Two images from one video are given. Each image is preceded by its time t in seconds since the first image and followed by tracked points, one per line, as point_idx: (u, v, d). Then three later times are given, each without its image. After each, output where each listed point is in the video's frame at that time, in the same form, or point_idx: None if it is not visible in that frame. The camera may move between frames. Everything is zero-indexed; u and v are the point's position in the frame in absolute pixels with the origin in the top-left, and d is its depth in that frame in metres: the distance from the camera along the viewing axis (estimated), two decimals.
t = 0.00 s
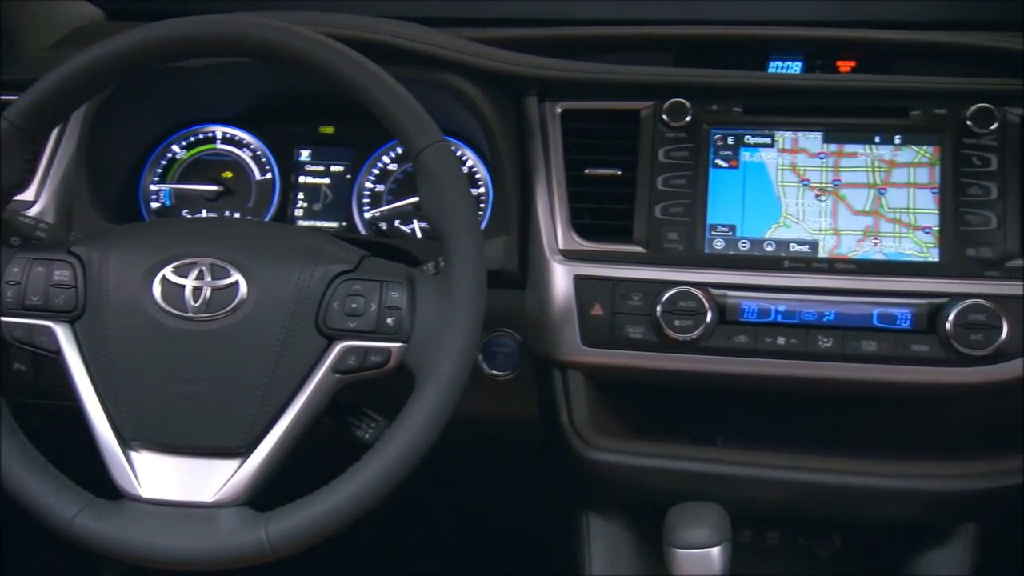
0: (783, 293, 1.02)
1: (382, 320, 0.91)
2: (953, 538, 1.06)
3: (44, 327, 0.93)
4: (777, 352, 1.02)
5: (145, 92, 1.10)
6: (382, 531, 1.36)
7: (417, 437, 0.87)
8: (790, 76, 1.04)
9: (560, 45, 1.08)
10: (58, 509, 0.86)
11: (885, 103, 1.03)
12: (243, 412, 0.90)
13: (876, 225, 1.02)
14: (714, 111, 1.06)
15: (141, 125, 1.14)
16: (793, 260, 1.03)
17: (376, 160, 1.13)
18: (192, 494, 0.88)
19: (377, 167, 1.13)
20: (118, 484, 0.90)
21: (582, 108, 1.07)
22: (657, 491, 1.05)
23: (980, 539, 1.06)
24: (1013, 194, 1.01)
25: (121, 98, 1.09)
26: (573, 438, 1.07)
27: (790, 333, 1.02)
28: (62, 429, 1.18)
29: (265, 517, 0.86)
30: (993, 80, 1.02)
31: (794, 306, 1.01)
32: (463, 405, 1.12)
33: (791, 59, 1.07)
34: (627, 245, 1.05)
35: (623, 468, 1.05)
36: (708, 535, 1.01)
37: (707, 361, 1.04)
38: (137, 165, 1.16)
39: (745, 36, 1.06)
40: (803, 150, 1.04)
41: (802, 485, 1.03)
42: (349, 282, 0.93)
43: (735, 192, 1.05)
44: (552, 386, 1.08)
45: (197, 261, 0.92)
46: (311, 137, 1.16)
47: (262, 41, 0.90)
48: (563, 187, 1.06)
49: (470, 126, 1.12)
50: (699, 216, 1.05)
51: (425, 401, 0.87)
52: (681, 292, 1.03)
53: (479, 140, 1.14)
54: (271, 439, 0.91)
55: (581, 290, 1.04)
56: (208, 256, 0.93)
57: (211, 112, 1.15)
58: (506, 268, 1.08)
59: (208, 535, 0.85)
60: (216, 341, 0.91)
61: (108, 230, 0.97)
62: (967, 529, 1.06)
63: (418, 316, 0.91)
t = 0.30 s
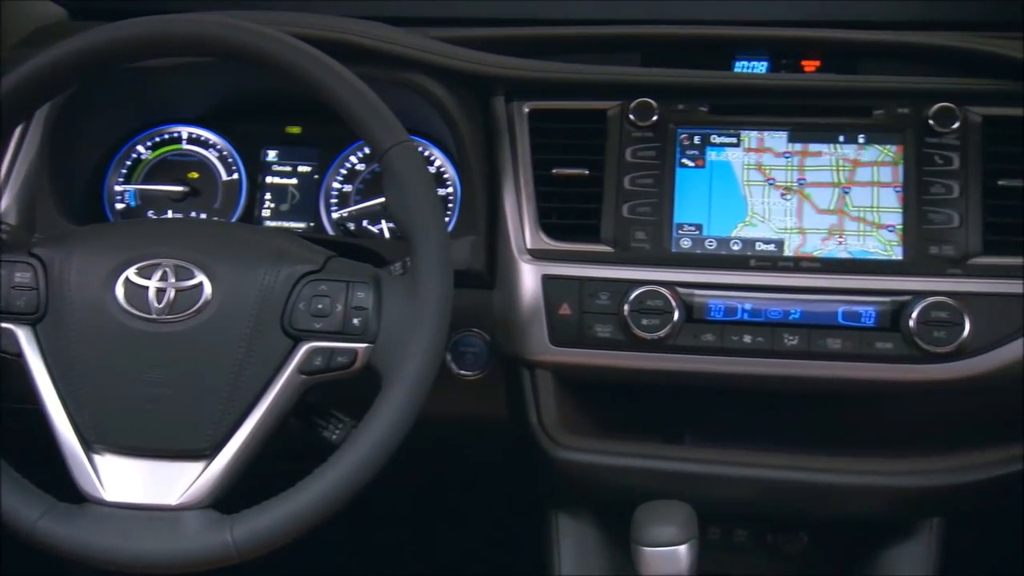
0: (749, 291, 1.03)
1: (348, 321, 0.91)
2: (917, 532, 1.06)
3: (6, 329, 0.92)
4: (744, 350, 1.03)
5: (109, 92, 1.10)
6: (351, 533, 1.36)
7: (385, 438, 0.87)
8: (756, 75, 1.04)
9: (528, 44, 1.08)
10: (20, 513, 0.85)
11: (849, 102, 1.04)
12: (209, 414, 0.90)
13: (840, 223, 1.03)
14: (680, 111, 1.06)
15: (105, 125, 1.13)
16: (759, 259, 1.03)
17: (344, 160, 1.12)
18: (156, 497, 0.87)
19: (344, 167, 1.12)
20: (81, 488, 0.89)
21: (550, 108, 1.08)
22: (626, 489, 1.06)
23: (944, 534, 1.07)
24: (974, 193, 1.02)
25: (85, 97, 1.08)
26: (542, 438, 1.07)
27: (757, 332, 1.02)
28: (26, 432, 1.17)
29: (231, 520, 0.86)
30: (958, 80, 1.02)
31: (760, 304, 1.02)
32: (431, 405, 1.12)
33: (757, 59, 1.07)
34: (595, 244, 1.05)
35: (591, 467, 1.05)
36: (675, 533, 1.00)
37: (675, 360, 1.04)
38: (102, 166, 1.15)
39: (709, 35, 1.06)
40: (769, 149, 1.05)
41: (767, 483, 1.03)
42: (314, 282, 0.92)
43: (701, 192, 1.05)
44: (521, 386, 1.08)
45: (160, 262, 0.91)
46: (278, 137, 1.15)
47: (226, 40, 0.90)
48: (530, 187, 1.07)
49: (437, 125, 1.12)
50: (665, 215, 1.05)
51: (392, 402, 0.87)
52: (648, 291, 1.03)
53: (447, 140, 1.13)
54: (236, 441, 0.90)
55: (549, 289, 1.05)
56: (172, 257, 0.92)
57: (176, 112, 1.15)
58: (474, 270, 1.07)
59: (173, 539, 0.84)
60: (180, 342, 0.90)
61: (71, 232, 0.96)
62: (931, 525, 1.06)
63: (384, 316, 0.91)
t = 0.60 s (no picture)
0: (715, 290, 1.03)
1: (313, 322, 0.91)
2: (882, 525, 1.06)
3: None
4: (711, 349, 1.03)
5: (73, 91, 1.09)
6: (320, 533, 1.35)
7: (350, 439, 0.86)
8: (721, 74, 1.05)
9: (495, 44, 1.09)
10: None
11: (813, 101, 1.05)
12: (173, 416, 0.89)
13: (805, 222, 1.04)
14: (646, 110, 1.07)
15: (68, 125, 1.12)
16: (725, 258, 1.04)
17: (311, 160, 1.12)
18: (119, 500, 0.87)
19: (311, 167, 1.12)
20: (42, 491, 0.88)
21: (517, 108, 1.08)
22: (595, 488, 1.05)
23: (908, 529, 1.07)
24: (936, 191, 1.03)
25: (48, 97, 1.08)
26: (510, 436, 1.07)
27: (723, 330, 1.03)
28: None
29: (196, 522, 0.85)
30: (921, 80, 1.03)
31: (726, 303, 1.02)
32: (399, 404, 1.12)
33: (723, 59, 1.07)
34: (562, 244, 1.06)
35: (558, 466, 1.04)
36: (641, 531, 0.99)
37: (642, 359, 1.04)
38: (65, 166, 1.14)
39: (675, 35, 1.06)
40: (734, 148, 1.06)
41: (733, 480, 1.03)
42: (279, 283, 0.92)
43: (668, 191, 1.06)
44: (489, 385, 1.08)
45: (123, 263, 0.91)
46: (244, 137, 1.15)
47: (189, 40, 0.89)
48: (498, 187, 1.07)
49: (404, 125, 1.11)
50: (632, 214, 1.06)
51: (357, 403, 0.87)
52: (615, 290, 1.03)
53: (414, 140, 1.13)
54: (201, 442, 0.90)
55: (517, 289, 1.05)
56: (135, 258, 0.92)
57: (141, 112, 1.14)
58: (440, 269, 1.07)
59: (137, 542, 0.84)
60: (143, 344, 0.89)
61: (32, 233, 0.95)
62: (896, 521, 1.06)
63: (350, 317, 0.91)
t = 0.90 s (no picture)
0: (683, 289, 1.03)
1: (279, 322, 0.90)
2: (849, 522, 1.07)
3: None
4: (679, 347, 1.03)
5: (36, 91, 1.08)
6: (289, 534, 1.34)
7: (316, 441, 0.86)
8: (688, 75, 1.05)
9: (463, 44, 1.09)
10: None
11: (779, 101, 1.05)
12: (138, 418, 0.89)
13: (771, 221, 1.04)
14: (614, 110, 1.07)
15: (32, 126, 1.11)
16: (693, 257, 1.04)
17: (279, 161, 1.11)
18: (82, 503, 0.86)
19: (279, 167, 1.11)
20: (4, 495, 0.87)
21: (485, 107, 1.08)
22: (566, 489, 1.04)
23: (873, 524, 1.07)
24: (900, 189, 1.03)
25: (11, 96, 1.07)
26: (479, 437, 1.06)
27: (691, 329, 1.03)
28: None
29: (161, 525, 0.84)
30: (885, 81, 1.04)
31: (694, 302, 1.03)
32: (368, 404, 1.12)
33: (691, 59, 1.08)
34: (531, 244, 1.06)
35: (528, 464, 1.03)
36: (609, 530, 0.99)
37: (611, 359, 1.04)
38: (29, 167, 1.13)
39: (643, 36, 1.07)
40: (701, 148, 1.06)
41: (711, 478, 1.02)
42: (244, 284, 0.91)
43: (636, 191, 1.06)
44: (458, 386, 1.07)
45: (86, 265, 0.90)
46: (211, 137, 1.14)
47: (155, 40, 0.89)
48: (465, 187, 1.07)
49: (371, 125, 1.11)
50: (600, 213, 1.06)
51: (323, 405, 0.86)
52: (584, 290, 1.03)
53: (381, 139, 1.12)
54: (167, 443, 0.89)
55: (485, 289, 1.05)
56: (98, 259, 0.91)
57: (106, 112, 1.13)
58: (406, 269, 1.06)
59: (102, 545, 0.84)
60: (106, 346, 0.89)
61: None
62: (863, 516, 1.06)
63: (316, 318, 0.90)
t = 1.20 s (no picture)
0: (650, 288, 1.03)
1: (243, 323, 0.90)
2: (814, 519, 1.07)
3: None
4: (645, 346, 1.03)
5: None
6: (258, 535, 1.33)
7: (280, 443, 0.85)
8: (654, 75, 1.06)
9: (429, 44, 1.09)
10: None
11: (743, 100, 1.06)
12: (99, 421, 0.88)
13: (737, 220, 1.05)
14: (579, 109, 1.07)
15: None
16: (659, 256, 1.04)
17: (244, 161, 1.10)
18: (43, 507, 0.85)
19: (245, 167, 1.10)
20: None
21: (451, 107, 1.08)
22: (533, 489, 1.04)
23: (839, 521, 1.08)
24: (863, 188, 1.04)
25: None
26: (446, 436, 1.06)
27: (658, 327, 1.03)
28: None
29: (123, 528, 0.83)
30: (849, 81, 1.05)
31: (661, 301, 1.03)
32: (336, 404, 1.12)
33: (657, 59, 1.08)
34: (499, 244, 1.06)
35: (495, 465, 1.03)
36: (581, 529, 1.00)
37: (578, 359, 1.04)
38: None
39: (609, 35, 1.07)
40: (667, 147, 1.06)
41: (675, 475, 1.02)
42: (207, 286, 0.91)
43: (602, 190, 1.06)
44: (426, 385, 1.07)
45: (46, 266, 0.89)
46: (175, 138, 1.13)
47: (116, 39, 0.88)
48: (432, 186, 1.07)
49: (337, 125, 1.11)
50: (567, 213, 1.06)
51: (287, 406, 0.86)
52: (551, 289, 1.03)
53: (347, 139, 1.12)
54: (129, 447, 0.88)
55: (452, 289, 1.05)
56: (59, 261, 0.90)
57: (68, 112, 1.12)
58: (372, 270, 1.06)
59: (63, 550, 0.83)
60: (67, 348, 0.88)
61: None
62: (827, 513, 1.07)
63: (280, 319, 0.90)
